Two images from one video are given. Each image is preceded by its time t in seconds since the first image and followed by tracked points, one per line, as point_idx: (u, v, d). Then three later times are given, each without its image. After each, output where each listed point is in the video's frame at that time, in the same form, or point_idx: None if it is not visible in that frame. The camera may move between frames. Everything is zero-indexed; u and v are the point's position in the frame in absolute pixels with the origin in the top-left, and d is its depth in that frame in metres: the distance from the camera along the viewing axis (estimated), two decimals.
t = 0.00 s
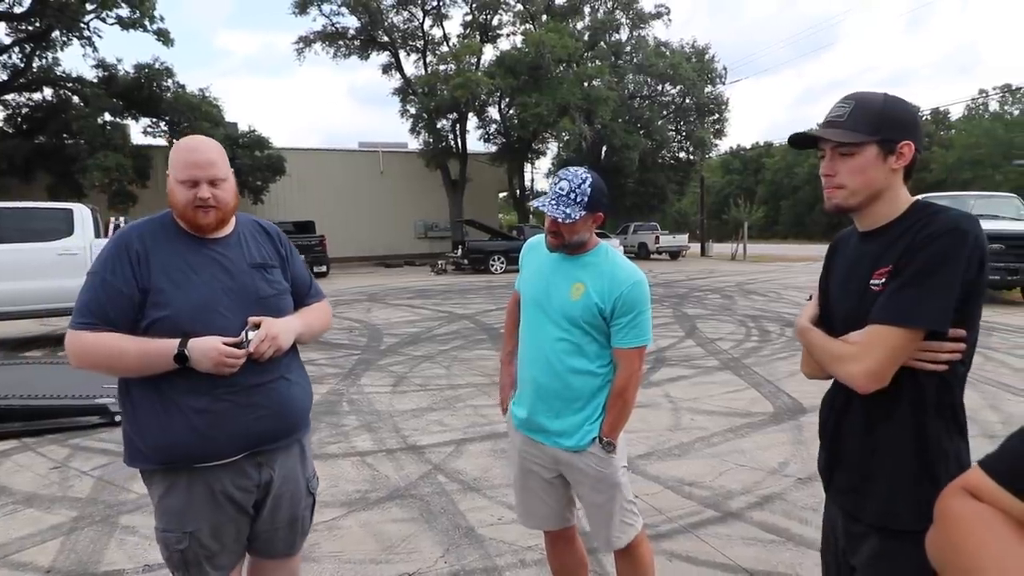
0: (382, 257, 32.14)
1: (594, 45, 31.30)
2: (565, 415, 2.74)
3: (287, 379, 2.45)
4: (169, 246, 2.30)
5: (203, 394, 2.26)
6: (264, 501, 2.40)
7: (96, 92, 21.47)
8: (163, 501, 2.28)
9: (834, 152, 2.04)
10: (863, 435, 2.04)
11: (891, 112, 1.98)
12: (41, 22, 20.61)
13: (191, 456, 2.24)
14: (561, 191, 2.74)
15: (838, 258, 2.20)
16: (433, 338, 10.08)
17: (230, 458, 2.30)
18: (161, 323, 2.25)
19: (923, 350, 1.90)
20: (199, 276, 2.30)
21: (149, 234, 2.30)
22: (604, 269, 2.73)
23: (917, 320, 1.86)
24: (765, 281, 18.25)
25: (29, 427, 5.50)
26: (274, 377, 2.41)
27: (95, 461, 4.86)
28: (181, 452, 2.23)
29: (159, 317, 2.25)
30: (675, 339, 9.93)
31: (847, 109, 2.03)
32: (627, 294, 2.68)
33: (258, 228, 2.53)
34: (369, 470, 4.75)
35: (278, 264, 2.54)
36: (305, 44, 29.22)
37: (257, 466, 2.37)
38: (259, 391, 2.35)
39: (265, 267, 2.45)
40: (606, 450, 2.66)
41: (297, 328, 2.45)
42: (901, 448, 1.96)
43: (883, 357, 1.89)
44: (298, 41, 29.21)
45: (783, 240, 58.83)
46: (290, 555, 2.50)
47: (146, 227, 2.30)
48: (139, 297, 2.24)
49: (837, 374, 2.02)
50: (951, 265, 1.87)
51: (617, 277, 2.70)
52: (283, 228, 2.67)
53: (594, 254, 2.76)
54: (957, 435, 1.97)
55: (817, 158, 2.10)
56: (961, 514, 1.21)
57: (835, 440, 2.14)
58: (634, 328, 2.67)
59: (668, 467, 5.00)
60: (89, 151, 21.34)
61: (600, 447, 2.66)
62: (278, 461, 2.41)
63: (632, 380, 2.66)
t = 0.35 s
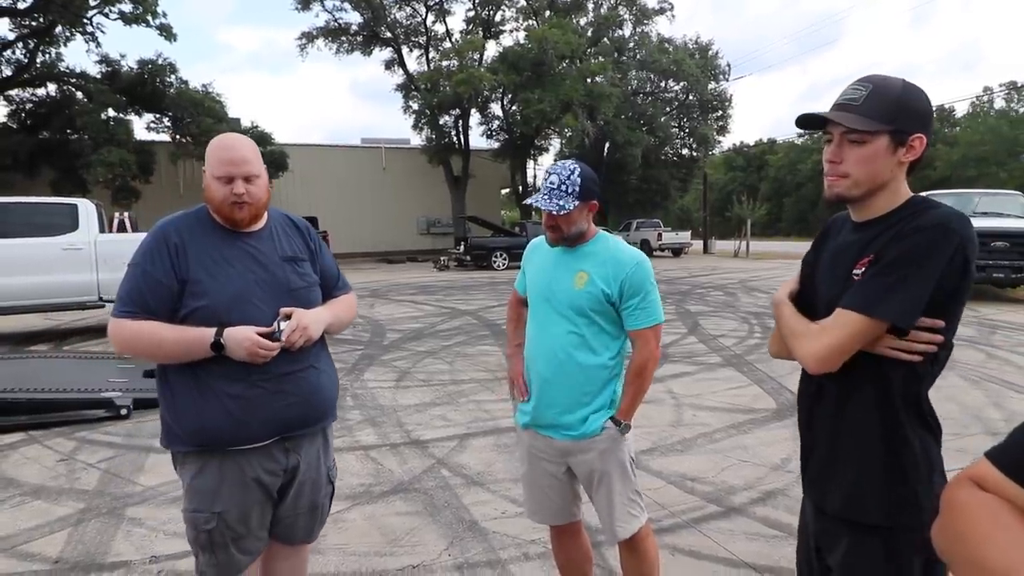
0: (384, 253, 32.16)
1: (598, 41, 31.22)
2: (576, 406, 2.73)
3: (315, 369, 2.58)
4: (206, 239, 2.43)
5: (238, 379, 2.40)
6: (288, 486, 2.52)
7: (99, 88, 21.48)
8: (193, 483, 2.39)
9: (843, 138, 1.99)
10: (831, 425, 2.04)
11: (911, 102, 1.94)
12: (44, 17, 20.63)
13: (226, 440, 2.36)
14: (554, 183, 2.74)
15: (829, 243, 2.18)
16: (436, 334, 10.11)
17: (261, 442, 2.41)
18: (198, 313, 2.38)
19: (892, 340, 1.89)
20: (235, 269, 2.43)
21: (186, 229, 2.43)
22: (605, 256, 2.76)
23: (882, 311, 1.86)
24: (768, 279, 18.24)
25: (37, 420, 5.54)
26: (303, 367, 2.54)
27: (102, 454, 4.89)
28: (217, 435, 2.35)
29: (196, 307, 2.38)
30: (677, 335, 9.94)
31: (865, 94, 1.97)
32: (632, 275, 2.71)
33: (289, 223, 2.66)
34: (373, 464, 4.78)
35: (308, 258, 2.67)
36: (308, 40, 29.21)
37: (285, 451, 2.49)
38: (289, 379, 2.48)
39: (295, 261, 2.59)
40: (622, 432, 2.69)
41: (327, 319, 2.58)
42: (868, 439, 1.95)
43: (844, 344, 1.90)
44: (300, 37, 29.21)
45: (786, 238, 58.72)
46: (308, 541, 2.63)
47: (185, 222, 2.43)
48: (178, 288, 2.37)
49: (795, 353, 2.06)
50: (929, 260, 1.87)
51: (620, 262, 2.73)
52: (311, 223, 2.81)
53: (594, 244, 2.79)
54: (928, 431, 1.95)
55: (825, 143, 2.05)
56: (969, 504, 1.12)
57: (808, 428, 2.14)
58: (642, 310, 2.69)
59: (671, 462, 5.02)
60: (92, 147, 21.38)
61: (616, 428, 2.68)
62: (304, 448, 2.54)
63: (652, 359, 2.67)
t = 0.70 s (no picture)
0: (386, 248, 32.16)
1: (600, 36, 31.10)
2: (584, 403, 2.71)
3: (330, 362, 2.58)
4: (227, 232, 2.43)
5: (255, 369, 2.40)
6: (300, 476, 2.52)
7: (101, 82, 21.46)
8: (208, 471, 2.39)
9: (850, 132, 1.93)
10: (812, 424, 2.03)
11: (924, 95, 1.88)
12: (45, 11, 20.61)
13: (242, 429, 2.36)
14: (545, 175, 2.75)
15: (822, 236, 2.14)
16: (437, 329, 10.11)
17: (276, 433, 2.41)
18: (217, 305, 2.38)
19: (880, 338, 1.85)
20: (255, 262, 2.43)
21: (210, 222, 2.43)
22: (608, 247, 2.75)
23: (866, 314, 1.84)
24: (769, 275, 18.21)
25: (38, 413, 5.55)
26: (319, 359, 2.54)
27: (104, 448, 4.90)
28: (234, 424, 2.35)
29: (216, 300, 2.38)
30: (679, 331, 9.92)
31: (876, 86, 1.92)
32: (637, 264, 2.71)
33: (309, 218, 2.65)
34: (375, 458, 4.78)
35: (326, 253, 2.66)
36: (309, 33, 29.14)
37: (299, 442, 2.49)
38: (305, 371, 2.48)
39: (314, 256, 2.58)
40: (634, 421, 2.69)
41: (343, 312, 2.57)
42: (854, 443, 1.94)
43: (821, 335, 1.90)
44: (302, 31, 29.15)
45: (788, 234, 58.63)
46: (316, 532, 2.62)
47: (209, 215, 2.44)
48: (199, 280, 2.38)
49: (777, 348, 2.03)
50: (929, 257, 1.84)
51: (626, 252, 2.73)
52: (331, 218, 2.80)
53: (596, 236, 2.79)
54: (911, 435, 1.96)
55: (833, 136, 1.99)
56: (985, 487, 1.29)
57: (789, 426, 2.12)
58: (649, 299, 2.70)
59: (672, 457, 5.01)
60: (94, 141, 21.39)
61: (627, 418, 2.69)
62: (317, 439, 2.54)
63: (663, 346, 2.71)
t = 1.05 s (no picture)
0: (388, 247, 32.15)
1: (601, 34, 31.06)
2: (584, 408, 2.70)
3: (336, 362, 2.55)
4: (234, 231, 2.42)
5: (259, 367, 2.39)
6: (302, 476, 2.50)
7: (103, 82, 21.48)
8: (212, 469, 2.38)
9: (891, 135, 1.92)
10: (807, 432, 2.02)
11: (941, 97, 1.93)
12: (47, 11, 20.63)
13: (246, 428, 2.35)
14: (548, 171, 2.73)
15: (821, 239, 2.10)
16: (439, 328, 10.11)
17: (279, 432, 2.40)
18: (223, 303, 2.37)
19: (907, 353, 1.83)
20: (261, 262, 2.42)
21: (218, 221, 2.43)
22: (609, 249, 2.73)
23: (905, 326, 1.80)
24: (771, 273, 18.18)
25: (39, 414, 5.55)
26: (324, 359, 2.51)
27: (105, 449, 4.89)
28: (238, 422, 2.35)
29: (222, 298, 2.37)
30: (681, 330, 9.90)
31: (909, 85, 1.90)
32: (637, 267, 2.69)
33: (317, 218, 2.62)
34: (376, 458, 4.77)
35: (334, 253, 2.63)
36: (310, 33, 29.15)
37: (303, 441, 2.46)
38: (309, 371, 2.46)
39: (321, 256, 2.55)
40: (633, 428, 2.66)
41: (348, 312, 2.53)
42: (859, 455, 1.91)
43: (866, 357, 1.82)
44: (303, 30, 29.15)
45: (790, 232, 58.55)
46: (321, 532, 2.60)
47: (218, 214, 2.44)
48: (206, 279, 2.37)
49: (815, 377, 1.93)
50: (962, 273, 1.80)
51: (625, 253, 2.71)
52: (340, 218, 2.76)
53: (596, 236, 2.77)
54: (911, 443, 1.95)
55: (863, 139, 1.95)
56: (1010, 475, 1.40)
57: (785, 433, 2.08)
58: (648, 301, 2.67)
59: (674, 457, 4.99)
60: (96, 141, 21.41)
61: (626, 425, 2.66)
62: (321, 439, 2.52)
63: (657, 353, 2.67)
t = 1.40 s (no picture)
0: (374, 247, 31.99)
1: (588, 33, 31.12)
2: (564, 408, 2.67)
3: (316, 363, 2.50)
4: (211, 230, 2.37)
5: (235, 369, 2.34)
6: (281, 480, 2.45)
7: (83, 80, 21.16)
8: (188, 472, 2.33)
9: (873, 133, 1.90)
10: (788, 432, 2.01)
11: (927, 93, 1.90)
12: (25, 8, 20.30)
13: (222, 431, 2.31)
14: (535, 165, 2.73)
15: (809, 236, 2.10)
16: (425, 327, 10.05)
17: (256, 435, 2.35)
18: (200, 304, 2.33)
19: (895, 353, 1.83)
20: (238, 261, 2.37)
21: (194, 220, 2.38)
22: (590, 248, 2.71)
23: (900, 326, 1.79)
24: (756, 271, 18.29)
25: (15, 420, 5.48)
26: (304, 360, 2.46)
27: (82, 454, 4.80)
28: (214, 425, 2.30)
29: (198, 299, 2.33)
30: (666, 327, 9.92)
31: (892, 84, 1.89)
32: (617, 266, 2.67)
33: (297, 217, 2.57)
34: (360, 460, 4.73)
35: (315, 253, 2.57)
36: (295, 31, 28.94)
37: (280, 444, 2.42)
38: (287, 372, 2.41)
39: (301, 256, 2.50)
40: (613, 428, 2.64)
41: (328, 313, 2.48)
42: (840, 453, 1.91)
43: (857, 358, 1.82)
44: (288, 28, 28.93)
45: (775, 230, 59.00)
46: (301, 537, 2.55)
47: (195, 213, 2.39)
48: (182, 279, 2.33)
49: (804, 377, 1.91)
50: (955, 278, 1.80)
51: (606, 253, 2.69)
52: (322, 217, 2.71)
53: (577, 235, 2.75)
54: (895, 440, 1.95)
55: (845, 136, 1.95)
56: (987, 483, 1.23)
57: (766, 431, 2.07)
58: (628, 300, 2.66)
59: (659, 455, 4.99)
60: (76, 140, 21.09)
61: (604, 424, 2.64)
62: (300, 442, 2.47)
63: (636, 352, 2.65)
